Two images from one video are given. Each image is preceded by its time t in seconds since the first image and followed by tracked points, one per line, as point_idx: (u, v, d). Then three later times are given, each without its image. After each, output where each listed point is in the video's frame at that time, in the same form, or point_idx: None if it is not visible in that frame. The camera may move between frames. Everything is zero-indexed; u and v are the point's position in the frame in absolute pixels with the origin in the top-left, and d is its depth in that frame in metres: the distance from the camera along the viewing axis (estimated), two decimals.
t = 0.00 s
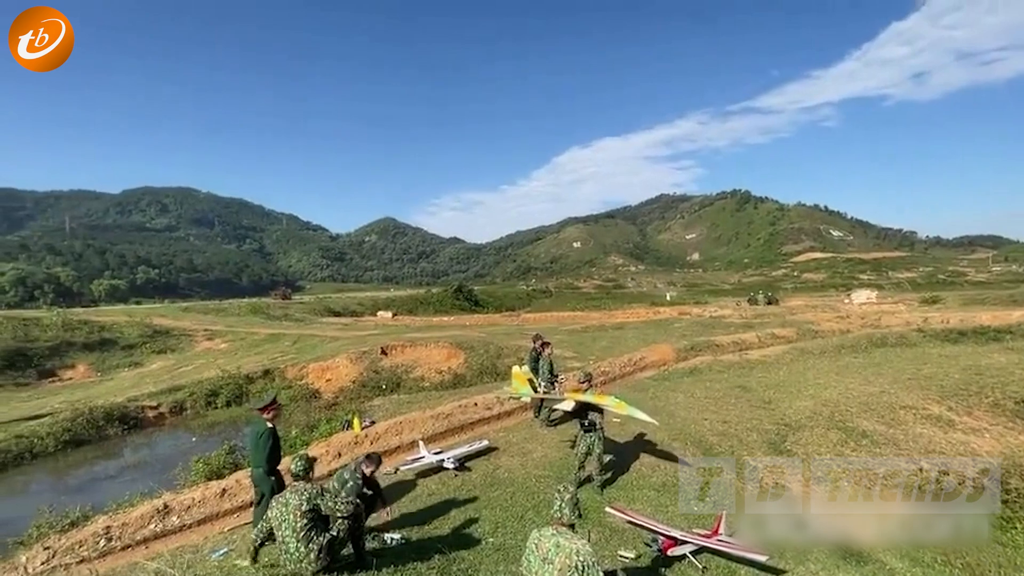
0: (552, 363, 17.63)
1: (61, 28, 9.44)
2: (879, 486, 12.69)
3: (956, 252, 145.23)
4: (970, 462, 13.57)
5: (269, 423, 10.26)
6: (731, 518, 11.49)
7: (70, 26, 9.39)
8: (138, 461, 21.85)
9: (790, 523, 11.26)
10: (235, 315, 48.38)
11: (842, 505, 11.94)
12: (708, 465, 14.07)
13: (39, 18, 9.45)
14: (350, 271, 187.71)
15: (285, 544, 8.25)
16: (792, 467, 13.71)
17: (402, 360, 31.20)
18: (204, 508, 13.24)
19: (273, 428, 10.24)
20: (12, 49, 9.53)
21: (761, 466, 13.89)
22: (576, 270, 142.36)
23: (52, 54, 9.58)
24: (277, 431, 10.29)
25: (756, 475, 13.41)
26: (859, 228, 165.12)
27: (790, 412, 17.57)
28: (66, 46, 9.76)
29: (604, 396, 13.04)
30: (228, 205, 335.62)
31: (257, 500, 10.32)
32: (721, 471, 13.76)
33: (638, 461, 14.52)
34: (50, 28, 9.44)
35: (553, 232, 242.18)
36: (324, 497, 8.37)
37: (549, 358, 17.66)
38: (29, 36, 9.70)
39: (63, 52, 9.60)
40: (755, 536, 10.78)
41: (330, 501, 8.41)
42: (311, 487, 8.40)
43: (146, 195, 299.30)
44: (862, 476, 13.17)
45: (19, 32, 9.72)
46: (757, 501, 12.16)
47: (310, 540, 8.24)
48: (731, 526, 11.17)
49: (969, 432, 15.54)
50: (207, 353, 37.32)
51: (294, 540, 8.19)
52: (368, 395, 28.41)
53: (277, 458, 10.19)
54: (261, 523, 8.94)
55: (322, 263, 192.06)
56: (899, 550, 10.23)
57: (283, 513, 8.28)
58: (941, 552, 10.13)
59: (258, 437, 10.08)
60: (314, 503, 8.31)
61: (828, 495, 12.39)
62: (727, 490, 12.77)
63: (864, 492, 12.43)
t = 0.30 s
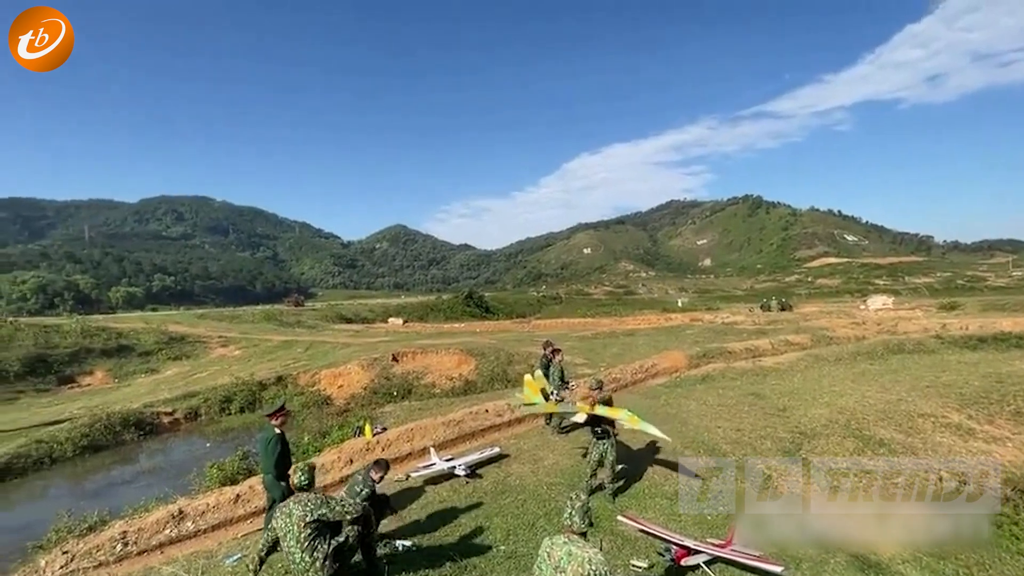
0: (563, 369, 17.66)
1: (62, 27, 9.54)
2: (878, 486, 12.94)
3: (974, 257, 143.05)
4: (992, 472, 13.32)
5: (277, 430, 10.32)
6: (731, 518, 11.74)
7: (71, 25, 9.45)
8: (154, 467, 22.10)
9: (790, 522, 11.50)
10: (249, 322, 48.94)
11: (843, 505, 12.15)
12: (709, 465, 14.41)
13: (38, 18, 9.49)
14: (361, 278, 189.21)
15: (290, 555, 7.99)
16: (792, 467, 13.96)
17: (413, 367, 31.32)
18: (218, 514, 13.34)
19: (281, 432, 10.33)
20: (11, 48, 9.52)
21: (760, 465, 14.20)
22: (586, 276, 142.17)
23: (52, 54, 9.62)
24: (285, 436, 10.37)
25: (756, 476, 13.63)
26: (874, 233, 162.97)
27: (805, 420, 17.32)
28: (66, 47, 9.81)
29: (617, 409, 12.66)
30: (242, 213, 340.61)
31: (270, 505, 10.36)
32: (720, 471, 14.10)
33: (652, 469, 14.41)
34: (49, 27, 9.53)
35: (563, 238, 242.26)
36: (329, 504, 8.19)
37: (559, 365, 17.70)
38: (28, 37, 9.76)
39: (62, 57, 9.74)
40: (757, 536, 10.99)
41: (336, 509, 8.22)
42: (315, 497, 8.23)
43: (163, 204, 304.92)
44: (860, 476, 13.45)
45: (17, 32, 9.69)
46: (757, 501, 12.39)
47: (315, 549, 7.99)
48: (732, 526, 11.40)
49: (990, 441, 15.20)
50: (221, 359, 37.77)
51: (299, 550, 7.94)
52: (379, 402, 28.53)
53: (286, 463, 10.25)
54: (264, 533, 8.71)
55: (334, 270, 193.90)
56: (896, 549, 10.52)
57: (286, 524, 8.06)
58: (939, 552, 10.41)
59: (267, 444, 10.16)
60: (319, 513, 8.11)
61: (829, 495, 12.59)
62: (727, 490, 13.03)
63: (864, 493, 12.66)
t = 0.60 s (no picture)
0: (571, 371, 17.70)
1: (60, 27, 10.14)
2: (877, 485, 12.98)
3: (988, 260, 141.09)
4: (1009, 480, 13.12)
5: (286, 432, 10.36)
6: (731, 518, 11.83)
7: (69, 25, 10.02)
8: (165, 469, 22.30)
9: (789, 522, 11.56)
10: (259, 326, 49.35)
11: (842, 505, 12.18)
12: (707, 465, 14.57)
13: (38, 19, 10.03)
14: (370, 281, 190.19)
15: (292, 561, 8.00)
16: (792, 468, 14.01)
17: (421, 370, 31.41)
18: (228, 516, 13.44)
19: (290, 435, 10.35)
20: (11, 46, 10.20)
21: (760, 465, 14.30)
22: (594, 280, 141.89)
23: (52, 53, 10.17)
24: (294, 439, 10.39)
25: (756, 476, 13.69)
26: (886, 236, 161.16)
27: (816, 425, 17.15)
28: (64, 46, 10.36)
29: (626, 424, 12.47)
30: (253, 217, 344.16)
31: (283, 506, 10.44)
32: (718, 472, 14.19)
33: (662, 473, 14.32)
34: (48, 27, 10.11)
35: (571, 241, 241.96)
36: (329, 512, 8.08)
37: (567, 368, 17.78)
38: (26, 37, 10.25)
39: (61, 55, 10.30)
40: (757, 535, 11.07)
41: (337, 516, 8.10)
42: (316, 504, 8.15)
43: (175, 209, 309.11)
44: (860, 476, 13.46)
45: (20, 32, 10.35)
46: (757, 502, 12.47)
47: (317, 555, 7.99)
48: (732, 527, 11.48)
49: (1006, 447, 14.94)
50: (232, 362, 38.13)
51: (300, 556, 7.94)
52: (388, 405, 28.59)
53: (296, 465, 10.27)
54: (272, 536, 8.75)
55: (343, 274, 195.08)
56: (896, 549, 10.55)
57: (288, 531, 8.04)
58: (940, 553, 10.43)
59: (277, 446, 10.20)
60: (320, 520, 8.04)
61: (828, 495, 12.63)
62: (727, 492, 13.07)
63: (864, 493, 12.67)
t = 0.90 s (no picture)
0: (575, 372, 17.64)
1: (60, 28, 10.21)
2: (879, 485, 12.92)
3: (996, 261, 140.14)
4: (1016, 482, 12.98)
5: (295, 432, 10.36)
6: (732, 518, 11.79)
7: (68, 24, 10.11)
8: (171, 468, 22.43)
9: (789, 522, 11.51)
10: (264, 326, 49.55)
11: (843, 505, 12.10)
12: (708, 465, 14.57)
13: (38, 19, 10.12)
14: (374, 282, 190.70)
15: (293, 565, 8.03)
16: (794, 468, 13.93)
17: (425, 370, 31.46)
18: (233, 515, 13.47)
19: (299, 435, 10.32)
20: (11, 46, 10.25)
21: (763, 465, 14.26)
22: (598, 281, 141.77)
23: (51, 54, 10.24)
24: (303, 439, 10.35)
25: (757, 477, 13.63)
26: (892, 236, 160.33)
27: (822, 426, 17.07)
28: (64, 46, 10.43)
29: (627, 429, 12.41)
30: (257, 218, 345.78)
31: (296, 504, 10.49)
32: (721, 472, 14.13)
33: (666, 473, 14.30)
34: (48, 27, 10.19)
35: (574, 242, 241.90)
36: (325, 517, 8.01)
37: (572, 369, 17.72)
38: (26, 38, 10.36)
39: (61, 56, 10.38)
40: (758, 536, 11.03)
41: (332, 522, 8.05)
42: (312, 510, 8.13)
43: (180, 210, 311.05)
44: (862, 476, 13.38)
45: (19, 33, 10.43)
46: (757, 502, 12.42)
47: (317, 559, 7.96)
48: (732, 528, 11.43)
49: (1014, 448, 14.82)
50: (237, 362, 38.32)
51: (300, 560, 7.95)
52: (392, 405, 28.64)
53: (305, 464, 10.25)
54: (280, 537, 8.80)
55: (347, 274, 195.68)
56: (897, 550, 10.48)
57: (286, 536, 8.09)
58: (942, 554, 10.37)
59: (286, 446, 10.21)
60: (316, 526, 8.01)
61: (828, 495, 12.56)
62: (728, 492, 13.02)
63: (864, 493, 12.60)
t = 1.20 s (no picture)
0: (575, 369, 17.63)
1: (61, 28, 10.07)
2: (878, 484, 12.94)
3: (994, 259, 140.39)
4: (1012, 479, 13.02)
5: (299, 430, 10.37)
6: (732, 518, 11.80)
7: (69, 23, 9.96)
8: (169, 465, 22.43)
9: (789, 522, 11.51)
10: (263, 323, 49.48)
11: (843, 505, 12.10)
12: (708, 464, 14.54)
13: (39, 18, 10.03)
14: (373, 279, 190.62)
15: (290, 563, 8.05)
16: (794, 468, 13.93)
17: (424, 368, 31.46)
18: (232, 511, 13.47)
19: (303, 432, 10.31)
20: (9, 45, 10.12)
21: (762, 464, 14.27)
22: (597, 278, 141.83)
23: (51, 53, 10.12)
24: (306, 436, 10.33)
25: (757, 477, 13.62)
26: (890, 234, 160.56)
27: (820, 424, 17.11)
28: (66, 46, 10.30)
29: (627, 429, 12.39)
30: (255, 215, 344.98)
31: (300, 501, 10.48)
32: (720, 470, 14.14)
33: (664, 471, 14.33)
34: (50, 27, 10.08)
35: (573, 240, 241.95)
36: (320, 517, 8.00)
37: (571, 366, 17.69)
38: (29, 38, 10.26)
39: (63, 56, 10.29)
40: (757, 535, 11.04)
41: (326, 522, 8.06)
42: (307, 509, 8.14)
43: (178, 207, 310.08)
44: (861, 476, 13.40)
45: (18, 32, 10.24)
46: (757, 502, 12.43)
47: (315, 558, 7.93)
48: (731, 527, 11.43)
49: (1011, 446, 14.87)
50: (236, 359, 38.28)
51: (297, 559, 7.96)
52: (391, 402, 28.64)
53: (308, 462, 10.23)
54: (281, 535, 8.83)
55: (346, 272, 195.44)
56: (897, 549, 10.47)
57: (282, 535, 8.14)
58: (942, 553, 10.35)
59: (289, 442, 10.20)
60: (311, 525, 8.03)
61: (828, 496, 12.56)
62: (728, 491, 13.04)
63: (863, 493, 12.59)
